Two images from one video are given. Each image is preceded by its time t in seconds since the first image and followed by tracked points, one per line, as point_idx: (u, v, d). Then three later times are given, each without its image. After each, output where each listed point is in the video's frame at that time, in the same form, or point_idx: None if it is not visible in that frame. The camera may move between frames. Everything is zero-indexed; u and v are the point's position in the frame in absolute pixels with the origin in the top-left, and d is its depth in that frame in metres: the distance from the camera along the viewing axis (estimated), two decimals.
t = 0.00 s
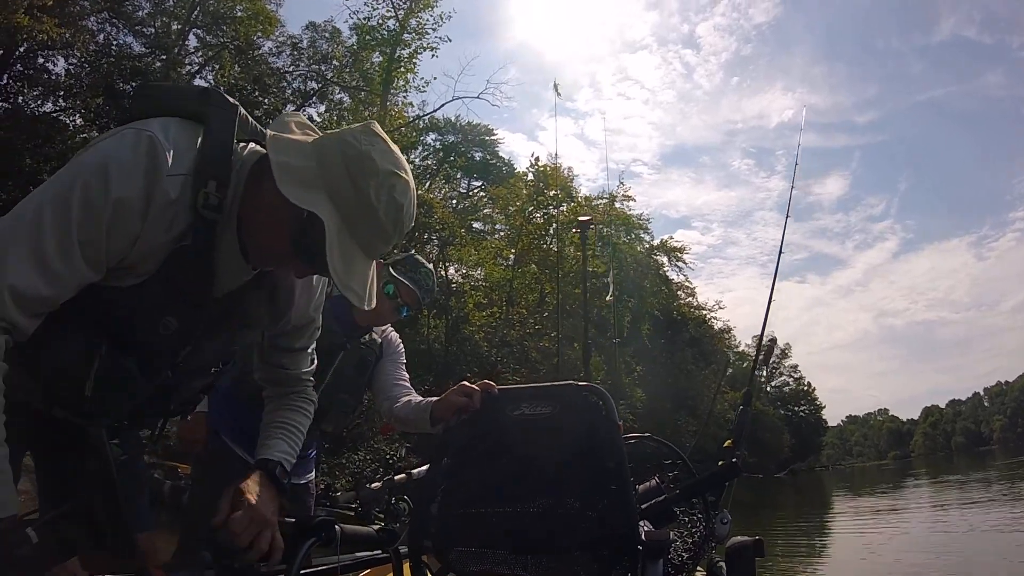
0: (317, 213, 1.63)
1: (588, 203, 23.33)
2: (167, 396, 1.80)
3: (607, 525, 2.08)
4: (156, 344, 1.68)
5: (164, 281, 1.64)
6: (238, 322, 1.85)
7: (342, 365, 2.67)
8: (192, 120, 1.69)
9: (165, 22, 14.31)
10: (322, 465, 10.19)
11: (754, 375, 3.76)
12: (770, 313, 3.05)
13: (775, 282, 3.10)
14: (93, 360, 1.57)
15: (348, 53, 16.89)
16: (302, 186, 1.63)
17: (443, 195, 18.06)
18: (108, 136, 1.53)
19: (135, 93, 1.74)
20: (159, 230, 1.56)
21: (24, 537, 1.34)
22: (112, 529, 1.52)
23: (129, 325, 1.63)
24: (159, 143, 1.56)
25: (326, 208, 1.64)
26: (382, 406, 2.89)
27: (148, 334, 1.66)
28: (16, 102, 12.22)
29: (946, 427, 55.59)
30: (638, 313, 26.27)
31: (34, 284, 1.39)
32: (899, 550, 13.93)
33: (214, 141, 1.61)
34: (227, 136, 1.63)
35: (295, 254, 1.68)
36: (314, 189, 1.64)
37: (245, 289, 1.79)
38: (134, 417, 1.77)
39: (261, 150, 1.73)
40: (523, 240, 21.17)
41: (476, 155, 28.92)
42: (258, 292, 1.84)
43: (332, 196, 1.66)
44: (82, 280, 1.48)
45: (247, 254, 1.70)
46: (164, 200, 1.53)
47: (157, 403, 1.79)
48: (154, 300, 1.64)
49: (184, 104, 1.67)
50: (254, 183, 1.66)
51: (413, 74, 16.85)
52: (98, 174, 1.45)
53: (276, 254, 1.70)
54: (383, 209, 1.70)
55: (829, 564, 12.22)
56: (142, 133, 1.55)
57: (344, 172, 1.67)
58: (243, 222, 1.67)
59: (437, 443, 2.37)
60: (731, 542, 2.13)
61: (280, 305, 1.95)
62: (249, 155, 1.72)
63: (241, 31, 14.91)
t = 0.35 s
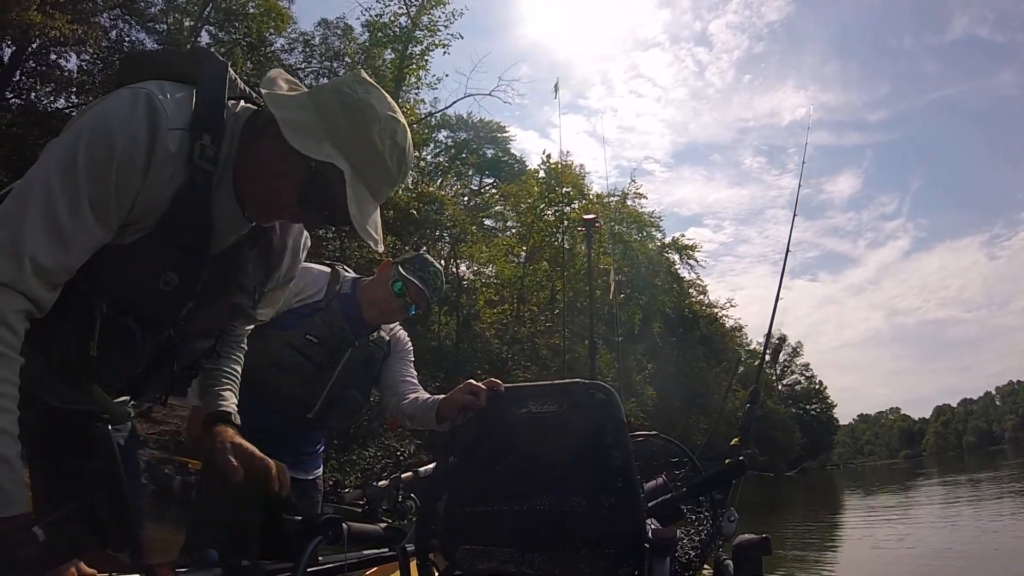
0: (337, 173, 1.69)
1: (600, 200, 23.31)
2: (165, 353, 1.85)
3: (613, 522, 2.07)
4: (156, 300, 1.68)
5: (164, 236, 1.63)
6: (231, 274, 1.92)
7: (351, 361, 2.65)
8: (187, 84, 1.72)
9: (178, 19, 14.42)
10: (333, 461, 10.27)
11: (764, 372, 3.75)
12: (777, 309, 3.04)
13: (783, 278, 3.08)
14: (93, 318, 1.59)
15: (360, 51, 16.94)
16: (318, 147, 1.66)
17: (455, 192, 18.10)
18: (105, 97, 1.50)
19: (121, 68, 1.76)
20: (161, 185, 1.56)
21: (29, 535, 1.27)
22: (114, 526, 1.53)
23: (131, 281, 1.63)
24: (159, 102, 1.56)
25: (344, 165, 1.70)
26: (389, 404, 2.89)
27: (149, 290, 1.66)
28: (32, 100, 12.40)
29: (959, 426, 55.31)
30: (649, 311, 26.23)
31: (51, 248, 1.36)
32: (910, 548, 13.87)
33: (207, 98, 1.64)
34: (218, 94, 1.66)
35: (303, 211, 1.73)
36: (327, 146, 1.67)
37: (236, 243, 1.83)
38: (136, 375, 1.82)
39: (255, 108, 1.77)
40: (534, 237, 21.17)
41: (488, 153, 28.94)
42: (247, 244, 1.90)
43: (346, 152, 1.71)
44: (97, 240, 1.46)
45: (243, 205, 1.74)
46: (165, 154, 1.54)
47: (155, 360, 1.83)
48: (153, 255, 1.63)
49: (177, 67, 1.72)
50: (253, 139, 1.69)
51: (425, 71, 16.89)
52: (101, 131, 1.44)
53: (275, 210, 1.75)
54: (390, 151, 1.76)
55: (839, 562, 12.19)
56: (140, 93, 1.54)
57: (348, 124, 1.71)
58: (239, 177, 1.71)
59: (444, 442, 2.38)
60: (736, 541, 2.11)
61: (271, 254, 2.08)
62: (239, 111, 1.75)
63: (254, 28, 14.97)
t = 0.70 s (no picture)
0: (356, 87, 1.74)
1: (606, 197, 23.30)
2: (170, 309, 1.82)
3: (622, 521, 2.07)
4: (159, 245, 1.63)
5: (163, 179, 1.60)
6: (217, 212, 1.89)
7: (357, 360, 2.63)
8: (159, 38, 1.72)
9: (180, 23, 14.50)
10: (343, 462, 10.29)
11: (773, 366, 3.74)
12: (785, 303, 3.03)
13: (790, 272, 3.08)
14: (100, 267, 1.54)
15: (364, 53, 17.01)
16: (325, 68, 1.70)
17: (460, 191, 18.11)
18: (91, 55, 1.49)
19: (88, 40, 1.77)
20: (159, 130, 1.56)
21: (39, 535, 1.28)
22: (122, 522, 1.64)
23: (135, 227, 1.59)
24: (146, 54, 1.56)
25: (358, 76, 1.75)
26: (398, 402, 2.88)
27: (152, 235, 1.62)
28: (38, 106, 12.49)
29: (968, 418, 55.09)
30: (656, 308, 26.20)
31: (58, 199, 1.35)
32: (922, 541, 13.83)
33: (185, 50, 1.67)
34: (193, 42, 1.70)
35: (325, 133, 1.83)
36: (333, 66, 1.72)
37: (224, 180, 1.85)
38: (143, 332, 1.77)
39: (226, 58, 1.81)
40: (540, 236, 21.18)
41: (492, 152, 28.97)
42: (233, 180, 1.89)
43: (355, 66, 1.75)
44: (106, 191, 1.45)
45: (225, 137, 1.80)
46: (163, 95, 1.55)
47: (160, 316, 1.78)
48: (155, 199, 1.61)
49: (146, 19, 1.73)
50: (246, 84, 1.74)
51: (428, 71, 16.93)
52: (97, 85, 1.44)
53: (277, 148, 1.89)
54: (380, 59, 1.83)
55: (850, 555, 12.16)
56: (126, 47, 1.54)
57: (340, 48, 1.75)
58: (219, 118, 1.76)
59: (452, 439, 2.37)
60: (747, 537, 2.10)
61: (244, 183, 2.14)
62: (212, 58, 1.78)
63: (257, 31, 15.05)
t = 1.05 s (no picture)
0: (339, 42, 1.92)
1: (609, 197, 23.31)
2: (177, 293, 1.95)
3: (626, 521, 2.07)
4: (166, 237, 1.76)
5: (169, 176, 1.72)
6: (217, 203, 2.05)
7: (362, 357, 2.64)
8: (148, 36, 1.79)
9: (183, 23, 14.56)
10: (347, 461, 10.32)
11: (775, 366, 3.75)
12: (788, 306, 3.04)
13: (793, 273, 3.08)
14: (118, 259, 1.67)
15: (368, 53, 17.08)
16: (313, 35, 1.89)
17: (464, 191, 18.14)
18: (91, 56, 1.55)
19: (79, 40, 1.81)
20: (162, 129, 1.64)
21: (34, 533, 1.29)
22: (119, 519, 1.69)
23: (145, 223, 1.72)
24: (147, 54, 1.62)
25: (342, 36, 1.93)
26: (402, 402, 2.89)
27: (161, 229, 1.74)
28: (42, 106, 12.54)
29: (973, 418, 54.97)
30: (660, 307, 26.19)
31: (64, 193, 1.41)
32: (926, 540, 13.81)
33: (177, 43, 1.74)
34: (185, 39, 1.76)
35: (318, 98, 1.99)
36: (316, 28, 1.90)
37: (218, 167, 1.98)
38: (157, 319, 1.92)
39: (216, 49, 1.96)
40: (543, 236, 21.20)
41: (496, 152, 28.95)
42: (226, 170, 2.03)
43: (342, 32, 1.95)
44: (110, 185, 1.51)
45: (216, 125, 1.91)
46: (164, 92, 1.62)
47: (170, 298, 1.93)
48: (161, 193, 1.71)
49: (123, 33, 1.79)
50: (239, 68, 1.88)
51: (431, 71, 16.97)
52: (101, 86, 1.50)
53: (279, 123, 2.00)
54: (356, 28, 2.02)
55: (854, 555, 12.14)
56: (125, 49, 1.59)
57: (322, 21, 1.93)
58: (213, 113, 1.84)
59: (456, 439, 2.37)
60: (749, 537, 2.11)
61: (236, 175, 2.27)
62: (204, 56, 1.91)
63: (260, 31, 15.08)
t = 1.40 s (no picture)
0: (317, 50, 1.94)
1: (614, 196, 23.28)
2: (170, 297, 2.03)
3: (628, 522, 2.07)
4: (162, 243, 1.82)
5: (165, 185, 1.76)
6: (210, 209, 2.11)
7: (364, 353, 2.64)
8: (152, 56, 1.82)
9: (190, 15, 14.58)
10: (348, 455, 10.32)
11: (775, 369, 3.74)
12: (789, 308, 3.04)
13: (795, 275, 3.08)
14: (114, 262, 1.74)
15: (374, 48, 17.07)
16: (290, 40, 1.91)
17: (469, 188, 18.08)
18: (98, 73, 1.58)
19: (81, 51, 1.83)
20: (162, 143, 1.68)
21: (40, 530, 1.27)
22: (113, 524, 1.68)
23: (143, 231, 1.77)
24: (149, 73, 1.66)
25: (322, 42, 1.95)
26: (403, 399, 2.89)
27: (159, 236, 1.81)
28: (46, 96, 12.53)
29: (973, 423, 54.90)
30: (663, 307, 26.16)
31: (78, 202, 1.44)
32: (927, 545, 13.77)
33: (173, 62, 1.77)
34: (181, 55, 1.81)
35: (297, 106, 1.97)
36: (298, 37, 1.93)
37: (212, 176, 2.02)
38: (150, 321, 1.99)
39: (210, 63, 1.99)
40: (548, 234, 21.16)
41: (501, 149, 28.94)
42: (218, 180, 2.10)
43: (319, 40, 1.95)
44: (119, 195, 1.55)
45: (208, 135, 1.96)
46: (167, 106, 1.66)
47: (165, 301, 2.00)
48: (157, 201, 1.77)
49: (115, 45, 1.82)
50: (226, 79, 1.91)
51: (438, 66, 16.93)
52: (108, 102, 1.53)
53: (264, 129, 2.01)
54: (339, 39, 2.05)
55: (854, 559, 12.10)
56: (128, 68, 1.62)
57: (302, 30, 1.94)
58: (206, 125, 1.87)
59: (457, 439, 2.38)
60: (749, 537, 2.11)
61: (227, 186, 2.33)
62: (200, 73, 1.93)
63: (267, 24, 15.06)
